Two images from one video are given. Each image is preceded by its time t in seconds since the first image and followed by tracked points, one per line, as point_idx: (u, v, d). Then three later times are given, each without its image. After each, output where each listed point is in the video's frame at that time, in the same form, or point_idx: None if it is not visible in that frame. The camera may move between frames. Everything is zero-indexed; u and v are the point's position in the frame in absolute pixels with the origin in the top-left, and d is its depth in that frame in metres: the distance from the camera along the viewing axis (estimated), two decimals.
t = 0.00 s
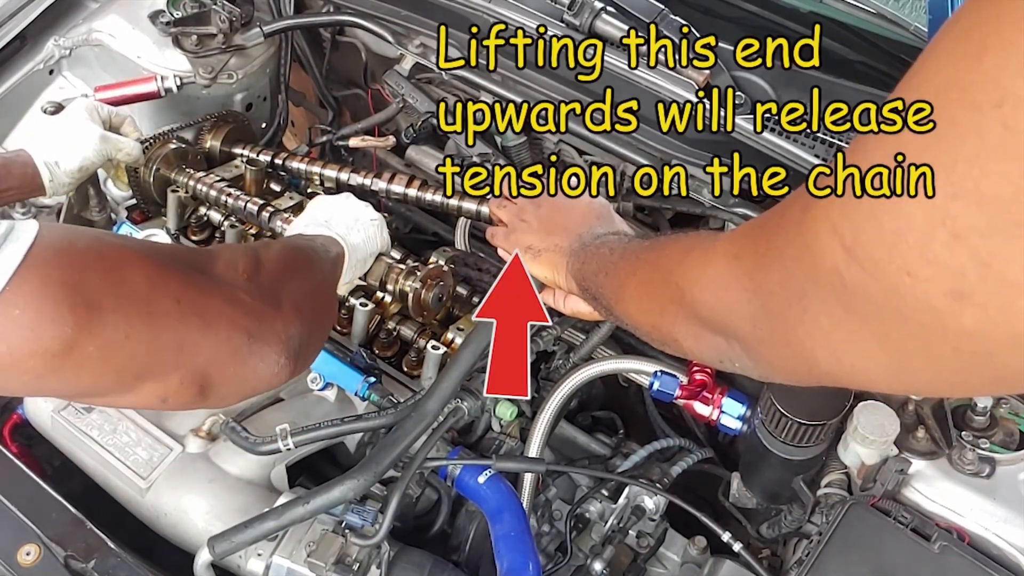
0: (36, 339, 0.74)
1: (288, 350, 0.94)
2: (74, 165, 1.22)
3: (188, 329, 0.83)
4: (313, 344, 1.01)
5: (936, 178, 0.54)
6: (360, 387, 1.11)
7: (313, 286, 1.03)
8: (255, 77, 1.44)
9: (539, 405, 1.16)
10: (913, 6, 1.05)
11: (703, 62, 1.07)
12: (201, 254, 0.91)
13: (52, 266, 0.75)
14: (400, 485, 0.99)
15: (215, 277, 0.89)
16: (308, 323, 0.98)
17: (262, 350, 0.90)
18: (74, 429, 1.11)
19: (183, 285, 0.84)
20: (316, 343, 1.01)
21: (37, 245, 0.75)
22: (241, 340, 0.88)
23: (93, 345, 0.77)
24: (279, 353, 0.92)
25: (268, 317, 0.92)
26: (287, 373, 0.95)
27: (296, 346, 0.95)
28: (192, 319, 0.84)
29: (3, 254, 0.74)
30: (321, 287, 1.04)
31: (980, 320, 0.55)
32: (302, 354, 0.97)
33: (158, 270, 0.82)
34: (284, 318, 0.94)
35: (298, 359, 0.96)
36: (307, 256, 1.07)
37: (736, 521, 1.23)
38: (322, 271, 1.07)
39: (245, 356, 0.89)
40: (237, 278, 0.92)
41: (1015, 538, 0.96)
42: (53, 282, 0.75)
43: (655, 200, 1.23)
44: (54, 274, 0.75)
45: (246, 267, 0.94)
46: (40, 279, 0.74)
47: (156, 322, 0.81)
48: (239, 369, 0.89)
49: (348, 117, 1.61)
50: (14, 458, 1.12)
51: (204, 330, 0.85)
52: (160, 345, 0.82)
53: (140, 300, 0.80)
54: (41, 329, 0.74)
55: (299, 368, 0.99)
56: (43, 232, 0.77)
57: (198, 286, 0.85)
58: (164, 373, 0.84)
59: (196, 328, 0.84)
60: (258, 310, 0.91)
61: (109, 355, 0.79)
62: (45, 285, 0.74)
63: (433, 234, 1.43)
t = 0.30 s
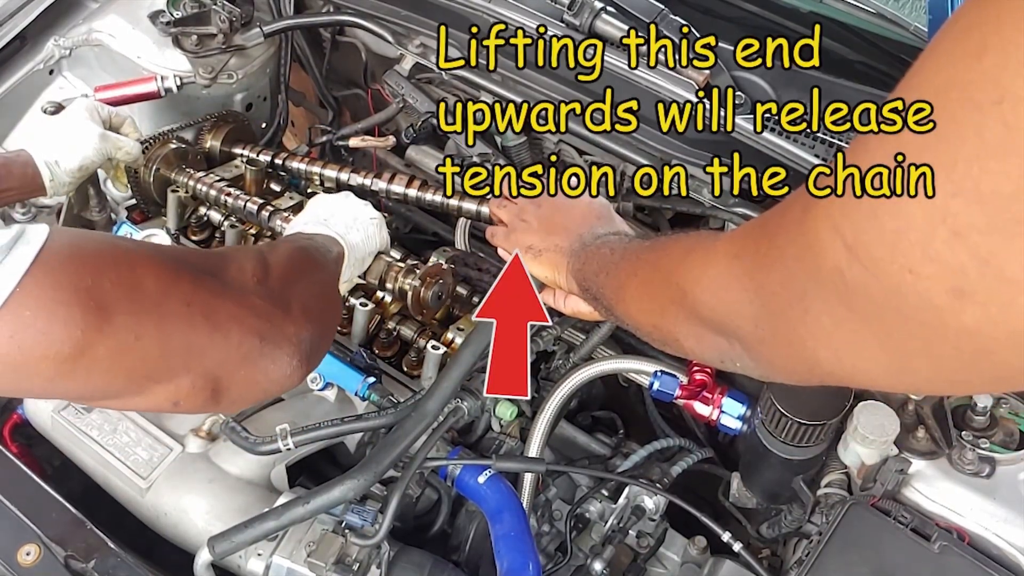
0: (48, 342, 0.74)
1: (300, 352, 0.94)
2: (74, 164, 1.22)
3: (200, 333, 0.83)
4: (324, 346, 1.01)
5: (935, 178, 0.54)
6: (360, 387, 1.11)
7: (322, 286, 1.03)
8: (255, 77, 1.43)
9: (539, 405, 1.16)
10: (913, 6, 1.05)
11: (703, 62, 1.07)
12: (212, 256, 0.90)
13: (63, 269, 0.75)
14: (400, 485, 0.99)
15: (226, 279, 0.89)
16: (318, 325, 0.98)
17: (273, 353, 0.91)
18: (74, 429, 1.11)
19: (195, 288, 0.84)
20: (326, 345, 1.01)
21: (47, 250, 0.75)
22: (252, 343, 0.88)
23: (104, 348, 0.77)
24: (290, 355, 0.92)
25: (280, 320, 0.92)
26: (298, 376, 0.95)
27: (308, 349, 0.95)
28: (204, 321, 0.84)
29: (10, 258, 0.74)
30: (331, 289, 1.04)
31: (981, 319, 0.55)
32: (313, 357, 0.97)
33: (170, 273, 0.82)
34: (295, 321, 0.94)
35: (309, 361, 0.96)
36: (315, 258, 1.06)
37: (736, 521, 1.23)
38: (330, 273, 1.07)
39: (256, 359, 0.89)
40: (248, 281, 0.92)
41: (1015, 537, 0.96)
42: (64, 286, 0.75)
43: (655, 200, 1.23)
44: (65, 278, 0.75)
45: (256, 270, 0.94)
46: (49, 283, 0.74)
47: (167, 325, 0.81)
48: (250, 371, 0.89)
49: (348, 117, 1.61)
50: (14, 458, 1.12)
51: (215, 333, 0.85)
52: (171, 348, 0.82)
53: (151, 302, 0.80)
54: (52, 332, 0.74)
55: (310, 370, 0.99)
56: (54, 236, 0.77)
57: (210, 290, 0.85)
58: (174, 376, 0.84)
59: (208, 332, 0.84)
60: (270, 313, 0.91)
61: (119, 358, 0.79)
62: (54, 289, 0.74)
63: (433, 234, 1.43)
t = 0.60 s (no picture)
0: (43, 347, 0.74)
1: (298, 362, 0.94)
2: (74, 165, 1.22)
3: (196, 341, 0.83)
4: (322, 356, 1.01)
5: (935, 178, 0.54)
6: (360, 387, 1.11)
7: (320, 294, 1.03)
8: (255, 77, 1.43)
9: (539, 405, 1.16)
10: (913, 7, 1.04)
11: (703, 62, 1.07)
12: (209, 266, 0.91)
13: (59, 273, 0.76)
14: (401, 485, 0.99)
15: (223, 289, 0.89)
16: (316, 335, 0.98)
17: (272, 362, 0.90)
18: (75, 429, 1.11)
19: (192, 297, 0.84)
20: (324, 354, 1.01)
21: (43, 253, 0.76)
22: (250, 353, 0.88)
23: (99, 355, 0.77)
24: (288, 365, 0.92)
25: (278, 329, 0.92)
26: (297, 386, 0.94)
27: (306, 359, 0.95)
28: (200, 328, 0.84)
29: (7, 261, 0.75)
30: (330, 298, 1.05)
31: (981, 318, 0.55)
32: (311, 366, 0.97)
33: (167, 279, 0.83)
34: (293, 331, 0.94)
35: (308, 371, 0.96)
36: (313, 266, 1.07)
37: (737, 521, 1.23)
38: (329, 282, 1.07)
39: (255, 369, 0.89)
40: (246, 290, 0.92)
41: (1015, 538, 0.96)
42: (59, 291, 0.75)
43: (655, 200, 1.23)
44: (60, 283, 0.76)
45: (254, 280, 0.94)
46: (43, 287, 0.75)
47: (163, 332, 0.81)
48: (249, 382, 0.89)
49: (348, 117, 1.61)
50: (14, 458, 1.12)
51: (213, 342, 0.85)
52: (168, 356, 0.82)
53: (148, 308, 0.80)
54: (46, 337, 0.74)
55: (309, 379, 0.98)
56: (50, 240, 0.78)
57: (206, 298, 0.85)
58: (171, 385, 0.84)
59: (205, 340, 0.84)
60: (269, 322, 0.91)
61: (115, 366, 0.79)
62: (48, 293, 0.75)
63: (433, 234, 1.43)
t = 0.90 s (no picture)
0: (54, 348, 0.74)
1: (306, 365, 0.93)
2: (71, 165, 1.23)
3: (203, 344, 0.83)
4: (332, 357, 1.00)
5: (936, 178, 0.54)
6: (360, 387, 1.11)
7: (330, 296, 1.02)
8: (255, 77, 1.43)
9: (539, 405, 1.16)
10: (913, 7, 1.05)
11: (703, 62, 1.07)
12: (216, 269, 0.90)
13: (70, 275, 0.76)
14: (400, 485, 0.99)
15: (231, 291, 0.89)
16: (324, 338, 0.98)
17: (280, 365, 0.90)
18: (74, 429, 1.11)
19: (200, 300, 0.84)
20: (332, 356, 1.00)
21: (55, 255, 0.77)
22: (258, 356, 0.88)
23: (107, 356, 0.77)
24: (296, 367, 0.91)
25: (286, 331, 0.91)
26: (304, 389, 0.94)
27: (314, 361, 0.95)
28: (209, 331, 0.84)
29: (20, 264, 0.75)
30: (338, 300, 1.04)
31: (982, 317, 0.55)
32: (319, 368, 0.96)
33: (176, 282, 0.82)
34: (302, 334, 0.93)
35: (317, 372, 0.96)
36: (321, 267, 1.06)
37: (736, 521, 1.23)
38: (337, 283, 1.06)
39: (262, 372, 0.89)
40: (254, 292, 0.92)
41: (1014, 537, 0.96)
42: (70, 293, 0.75)
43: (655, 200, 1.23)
44: (71, 284, 0.76)
45: (263, 282, 0.94)
46: (54, 289, 0.75)
47: (171, 334, 0.81)
48: (256, 384, 0.89)
49: (348, 117, 1.61)
50: (14, 458, 1.12)
51: (220, 345, 0.84)
52: (176, 359, 0.81)
53: (157, 311, 0.80)
54: (56, 338, 0.74)
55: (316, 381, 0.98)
56: (63, 243, 0.78)
57: (214, 301, 0.85)
58: (179, 387, 0.84)
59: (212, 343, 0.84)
60: (277, 325, 0.91)
61: (123, 368, 0.78)
62: (59, 296, 0.75)
63: (433, 234, 1.43)
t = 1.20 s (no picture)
0: (40, 353, 0.75)
1: (289, 383, 0.92)
2: (70, 163, 1.24)
3: (188, 355, 0.83)
4: (319, 375, 0.99)
5: (935, 177, 0.54)
6: (360, 387, 1.11)
7: (327, 308, 1.02)
8: (255, 77, 1.43)
9: (539, 405, 1.16)
10: (913, 7, 1.05)
11: (703, 62, 1.07)
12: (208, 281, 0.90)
13: (59, 284, 0.76)
14: (400, 485, 0.99)
15: (221, 305, 0.89)
16: (315, 353, 0.97)
17: (265, 380, 0.89)
18: (74, 429, 1.11)
19: (186, 312, 0.83)
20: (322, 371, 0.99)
21: (48, 262, 0.77)
22: (243, 372, 0.87)
23: (92, 364, 0.77)
24: (283, 383, 0.91)
25: (275, 347, 0.91)
26: (289, 406, 0.93)
27: (299, 380, 0.93)
28: (194, 344, 0.83)
29: (14, 267, 0.76)
30: (336, 312, 1.04)
31: (984, 315, 0.55)
32: (307, 385, 0.96)
33: (165, 293, 0.82)
34: (292, 350, 0.93)
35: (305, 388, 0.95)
36: (320, 277, 1.06)
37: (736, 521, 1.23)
38: (336, 293, 1.06)
39: (246, 387, 0.88)
40: (244, 306, 0.91)
41: (1014, 537, 0.96)
42: (58, 299, 0.76)
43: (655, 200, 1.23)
44: (59, 293, 0.76)
45: (256, 295, 0.94)
46: (46, 293, 0.75)
47: (155, 344, 0.80)
48: (240, 398, 0.88)
49: (348, 117, 1.61)
50: (13, 458, 1.12)
51: (205, 358, 0.84)
52: (159, 371, 0.81)
53: (143, 320, 0.80)
54: (43, 343, 0.75)
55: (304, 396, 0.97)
56: (58, 249, 0.79)
57: (201, 314, 0.85)
58: (161, 399, 0.84)
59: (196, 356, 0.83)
60: (263, 341, 0.90)
61: (106, 377, 0.79)
62: (50, 302, 0.75)
63: (433, 234, 1.43)
